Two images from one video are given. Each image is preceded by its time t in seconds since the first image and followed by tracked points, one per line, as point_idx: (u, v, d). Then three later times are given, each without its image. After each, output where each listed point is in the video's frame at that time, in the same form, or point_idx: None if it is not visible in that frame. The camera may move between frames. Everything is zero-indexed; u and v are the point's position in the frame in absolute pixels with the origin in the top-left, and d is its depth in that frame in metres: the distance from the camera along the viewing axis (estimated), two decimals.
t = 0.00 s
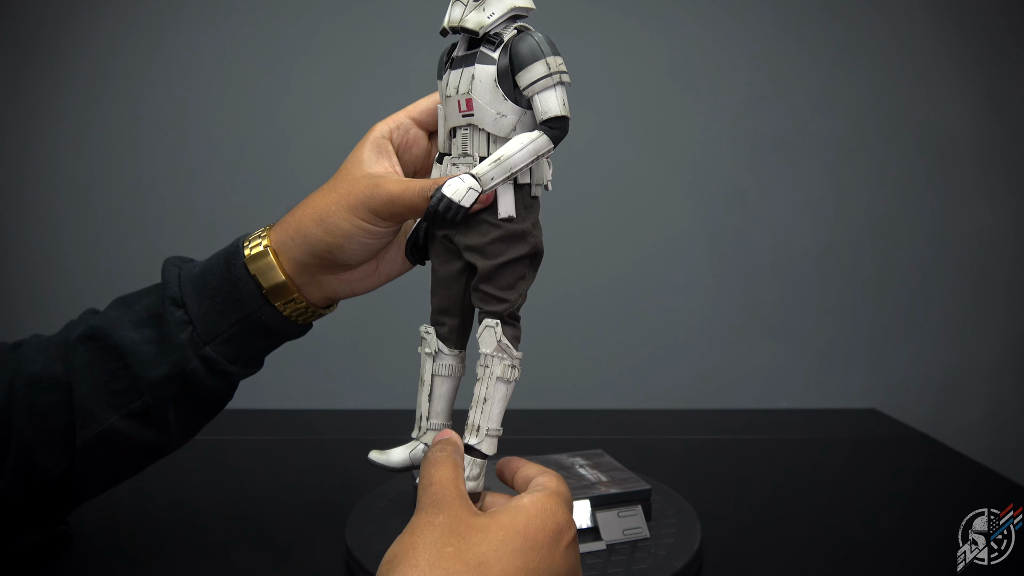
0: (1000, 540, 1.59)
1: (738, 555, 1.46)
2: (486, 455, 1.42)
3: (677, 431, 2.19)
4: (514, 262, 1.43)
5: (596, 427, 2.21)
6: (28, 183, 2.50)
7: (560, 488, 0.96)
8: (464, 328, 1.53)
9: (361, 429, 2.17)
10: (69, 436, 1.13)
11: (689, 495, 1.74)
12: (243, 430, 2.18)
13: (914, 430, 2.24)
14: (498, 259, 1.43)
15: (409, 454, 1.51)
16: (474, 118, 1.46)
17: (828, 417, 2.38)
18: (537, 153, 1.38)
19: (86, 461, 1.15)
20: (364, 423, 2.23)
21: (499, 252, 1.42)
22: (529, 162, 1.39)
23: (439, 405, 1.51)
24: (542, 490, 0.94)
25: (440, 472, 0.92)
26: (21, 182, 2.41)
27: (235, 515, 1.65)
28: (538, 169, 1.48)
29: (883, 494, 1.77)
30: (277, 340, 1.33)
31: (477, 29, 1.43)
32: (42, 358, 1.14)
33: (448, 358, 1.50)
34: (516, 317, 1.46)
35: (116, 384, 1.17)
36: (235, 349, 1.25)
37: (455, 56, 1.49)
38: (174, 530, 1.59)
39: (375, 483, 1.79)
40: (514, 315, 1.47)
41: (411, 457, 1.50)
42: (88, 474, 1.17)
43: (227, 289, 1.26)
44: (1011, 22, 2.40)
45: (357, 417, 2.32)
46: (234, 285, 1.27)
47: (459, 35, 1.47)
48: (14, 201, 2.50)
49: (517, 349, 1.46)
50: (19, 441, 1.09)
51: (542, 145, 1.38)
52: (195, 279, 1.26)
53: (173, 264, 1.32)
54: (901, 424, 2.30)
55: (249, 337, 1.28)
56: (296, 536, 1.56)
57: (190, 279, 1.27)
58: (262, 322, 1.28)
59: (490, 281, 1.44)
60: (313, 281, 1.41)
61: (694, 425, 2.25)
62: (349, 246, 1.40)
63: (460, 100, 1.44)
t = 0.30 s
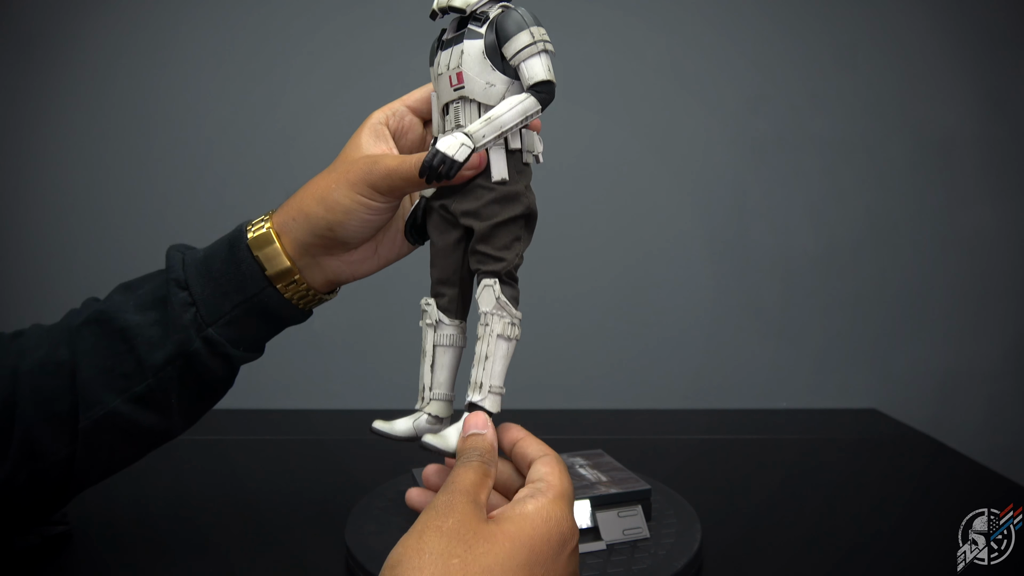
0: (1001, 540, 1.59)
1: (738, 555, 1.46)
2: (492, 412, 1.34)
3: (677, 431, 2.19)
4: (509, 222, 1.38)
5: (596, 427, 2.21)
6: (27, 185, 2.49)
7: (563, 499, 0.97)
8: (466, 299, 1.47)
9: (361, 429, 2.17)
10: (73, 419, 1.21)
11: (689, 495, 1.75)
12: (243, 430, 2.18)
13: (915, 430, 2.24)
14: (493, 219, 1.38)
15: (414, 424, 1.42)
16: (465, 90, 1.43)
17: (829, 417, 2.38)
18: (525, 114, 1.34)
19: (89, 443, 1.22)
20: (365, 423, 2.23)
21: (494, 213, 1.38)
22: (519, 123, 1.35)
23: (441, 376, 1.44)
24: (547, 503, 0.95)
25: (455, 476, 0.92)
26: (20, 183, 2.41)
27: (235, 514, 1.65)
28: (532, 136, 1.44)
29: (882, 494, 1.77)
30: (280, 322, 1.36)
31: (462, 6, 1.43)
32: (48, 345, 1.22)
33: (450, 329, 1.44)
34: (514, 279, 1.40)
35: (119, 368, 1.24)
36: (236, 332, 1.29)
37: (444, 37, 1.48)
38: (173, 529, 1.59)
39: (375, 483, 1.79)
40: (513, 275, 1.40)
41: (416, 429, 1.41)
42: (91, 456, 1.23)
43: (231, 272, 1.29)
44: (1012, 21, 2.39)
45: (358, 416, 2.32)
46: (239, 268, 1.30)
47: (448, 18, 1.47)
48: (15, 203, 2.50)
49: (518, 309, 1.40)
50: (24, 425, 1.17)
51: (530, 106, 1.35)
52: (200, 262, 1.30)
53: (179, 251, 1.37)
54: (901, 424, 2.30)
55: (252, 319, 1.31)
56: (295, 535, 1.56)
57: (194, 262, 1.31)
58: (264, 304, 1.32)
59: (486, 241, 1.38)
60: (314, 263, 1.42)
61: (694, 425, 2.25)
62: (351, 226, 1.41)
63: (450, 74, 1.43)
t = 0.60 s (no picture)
0: (1000, 540, 1.59)
1: (738, 555, 1.46)
2: (469, 372, 1.22)
3: (677, 431, 2.19)
4: (490, 187, 1.32)
5: (595, 427, 2.21)
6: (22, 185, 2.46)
7: (559, 518, 0.97)
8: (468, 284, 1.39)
9: (361, 429, 2.17)
10: (86, 412, 1.24)
11: (688, 495, 1.75)
12: (243, 430, 2.18)
13: (915, 430, 2.24)
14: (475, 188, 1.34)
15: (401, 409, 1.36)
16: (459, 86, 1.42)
17: (828, 417, 2.38)
18: (502, 84, 1.30)
19: (99, 438, 1.26)
20: (365, 422, 2.23)
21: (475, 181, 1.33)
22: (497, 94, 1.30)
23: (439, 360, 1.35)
24: (546, 528, 0.95)
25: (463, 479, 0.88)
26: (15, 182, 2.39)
27: (236, 514, 1.65)
28: (522, 116, 1.40)
29: (882, 494, 1.77)
30: (296, 327, 1.34)
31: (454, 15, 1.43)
32: (70, 339, 1.28)
33: (447, 310, 1.37)
34: (501, 244, 1.31)
35: (134, 363, 1.28)
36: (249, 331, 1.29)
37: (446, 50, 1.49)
38: (172, 528, 1.60)
39: (375, 483, 1.79)
40: (499, 241, 1.31)
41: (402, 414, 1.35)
42: (99, 452, 1.26)
43: (250, 271, 1.31)
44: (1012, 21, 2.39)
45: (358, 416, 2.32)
46: (259, 268, 1.32)
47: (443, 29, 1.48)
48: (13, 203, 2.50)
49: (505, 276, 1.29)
50: (38, 415, 1.22)
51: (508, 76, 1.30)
52: (222, 261, 1.34)
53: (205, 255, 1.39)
54: (902, 424, 2.30)
55: (268, 321, 1.31)
56: (295, 535, 1.56)
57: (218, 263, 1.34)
58: (280, 304, 1.31)
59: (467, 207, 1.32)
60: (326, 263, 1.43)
61: (694, 425, 2.26)
62: (362, 224, 1.42)
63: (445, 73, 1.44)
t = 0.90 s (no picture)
0: (1001, 540, 1.59)
1: (737, 556, 1.46)
2: (448, 355, 1.06)
3: (677, 431, 2.19)
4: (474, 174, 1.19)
5: (595, 427, 2.21)
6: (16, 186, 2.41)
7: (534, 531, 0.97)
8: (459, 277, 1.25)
9: (361, 429, 2.17)
10: (102, 419, 1.23)
11: (688, 495, 1.75)
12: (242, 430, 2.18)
13: (914, 430, 2.24)
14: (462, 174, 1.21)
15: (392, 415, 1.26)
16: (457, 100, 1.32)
17: (827, 417, 2.38)
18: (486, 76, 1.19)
19: (112, 446, 1.23)
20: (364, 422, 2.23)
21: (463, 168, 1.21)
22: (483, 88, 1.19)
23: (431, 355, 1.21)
24: (522, 545, 0.93)
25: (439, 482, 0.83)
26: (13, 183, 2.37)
27: (236, 515, 1.65)
28: (518, 110, 1.26)
29: (882, 494, 1.77)
30: (314, 342, 1.33)
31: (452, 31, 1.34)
32: (94, 346, 1.27)
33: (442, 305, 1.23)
34: (488, 230, 1.15)
35: (154, 372, 1.27)
36: (268, 342, 1.29)
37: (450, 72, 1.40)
38: (172, 528, 1.60)
39: (375, 483, 1.79)
40: (485, 224, 1.16)
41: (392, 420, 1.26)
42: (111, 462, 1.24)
43: (275, 283, 1.33)
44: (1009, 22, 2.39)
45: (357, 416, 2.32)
46: (283, 281, 1.34)
47: (445, 49, 1.38)
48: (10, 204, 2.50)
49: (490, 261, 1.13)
50: (56, 418, 1.20)
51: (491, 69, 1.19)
52: (248, 277, 1.36)
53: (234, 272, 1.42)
54: (901, 424, 2.30)
55: (287, 333, 1.30)
56: (296, 535, 1.56)
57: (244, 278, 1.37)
58: (299, 316, 1.31)
59: (453, 195, 1.19)
60: (343, 277, 1.44)
61: (693, 425, 2.26)
62: (375, 235, 1.43)
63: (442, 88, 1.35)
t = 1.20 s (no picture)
0: (1001, 540, 1.59)
1: (736, 556, 1.46)
2: (504, 335, 1.01)
3: (678, 431, 2.19)
4: (466, 142, 1.11)
5: (595, 427, 2.21)
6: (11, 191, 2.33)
7: (535, 530, 0.88)
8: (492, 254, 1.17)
9: (362, 429, 2.17)
10: (106, 424, 1.23)
11: (688, 495, 1.75)
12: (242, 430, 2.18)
13: (914, 430, 2.24)
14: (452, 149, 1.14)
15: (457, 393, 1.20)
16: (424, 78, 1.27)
17: (828, 417, 2.38)
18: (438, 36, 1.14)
19: (117, 452, 1.23)
20: (365, 422, 2.23)
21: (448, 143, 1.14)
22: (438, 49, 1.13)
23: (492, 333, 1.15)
24: (508, 538, 0.86)
25: (396, 463, 0.82)
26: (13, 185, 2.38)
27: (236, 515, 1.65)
28: (486, 63, 1.19)
29: (881, 494, 1.77)
30: (319, 337, 1.33)
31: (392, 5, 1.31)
32: (98, 353, 1.28)
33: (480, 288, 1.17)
34: (500, 194, 1.08)
35: (159, 375, 1.27)
36: (270, 340, 1.28)
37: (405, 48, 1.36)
38: (172, 530, 1.60)
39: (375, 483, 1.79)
40: (494, 189, 1.09)
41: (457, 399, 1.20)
42: (117, 468, 1.24)
43: (275, 281, 1.33)
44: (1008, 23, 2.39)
45: (358, 415, 2.32)
46: (284, 278, 1.34)
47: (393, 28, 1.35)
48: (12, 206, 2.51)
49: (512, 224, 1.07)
50: (62, 426, 1.20)
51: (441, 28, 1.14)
52: (250, 277, 1.36)
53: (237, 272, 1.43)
54: (901, 424, 2.30)
55: (290, 329, 1.30)
56: (297, 535, 1.56)
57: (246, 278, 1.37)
58: (302, 312, 1.31)
59: (452, 171, 1.12)
60: (343, 270, 1.43)
61: (694, 425, 2.26)
62: (365, 224, 1.42)
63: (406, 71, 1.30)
